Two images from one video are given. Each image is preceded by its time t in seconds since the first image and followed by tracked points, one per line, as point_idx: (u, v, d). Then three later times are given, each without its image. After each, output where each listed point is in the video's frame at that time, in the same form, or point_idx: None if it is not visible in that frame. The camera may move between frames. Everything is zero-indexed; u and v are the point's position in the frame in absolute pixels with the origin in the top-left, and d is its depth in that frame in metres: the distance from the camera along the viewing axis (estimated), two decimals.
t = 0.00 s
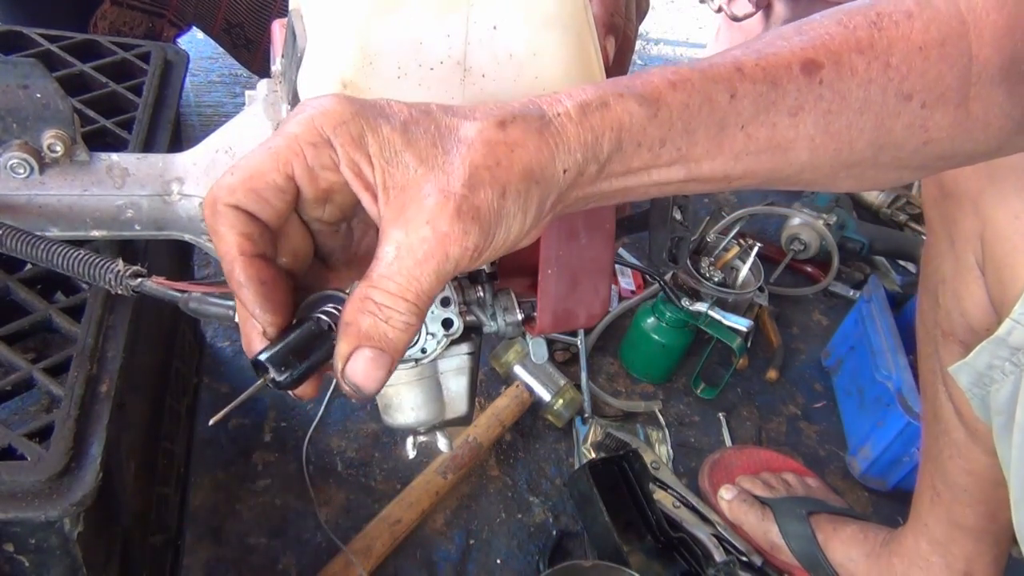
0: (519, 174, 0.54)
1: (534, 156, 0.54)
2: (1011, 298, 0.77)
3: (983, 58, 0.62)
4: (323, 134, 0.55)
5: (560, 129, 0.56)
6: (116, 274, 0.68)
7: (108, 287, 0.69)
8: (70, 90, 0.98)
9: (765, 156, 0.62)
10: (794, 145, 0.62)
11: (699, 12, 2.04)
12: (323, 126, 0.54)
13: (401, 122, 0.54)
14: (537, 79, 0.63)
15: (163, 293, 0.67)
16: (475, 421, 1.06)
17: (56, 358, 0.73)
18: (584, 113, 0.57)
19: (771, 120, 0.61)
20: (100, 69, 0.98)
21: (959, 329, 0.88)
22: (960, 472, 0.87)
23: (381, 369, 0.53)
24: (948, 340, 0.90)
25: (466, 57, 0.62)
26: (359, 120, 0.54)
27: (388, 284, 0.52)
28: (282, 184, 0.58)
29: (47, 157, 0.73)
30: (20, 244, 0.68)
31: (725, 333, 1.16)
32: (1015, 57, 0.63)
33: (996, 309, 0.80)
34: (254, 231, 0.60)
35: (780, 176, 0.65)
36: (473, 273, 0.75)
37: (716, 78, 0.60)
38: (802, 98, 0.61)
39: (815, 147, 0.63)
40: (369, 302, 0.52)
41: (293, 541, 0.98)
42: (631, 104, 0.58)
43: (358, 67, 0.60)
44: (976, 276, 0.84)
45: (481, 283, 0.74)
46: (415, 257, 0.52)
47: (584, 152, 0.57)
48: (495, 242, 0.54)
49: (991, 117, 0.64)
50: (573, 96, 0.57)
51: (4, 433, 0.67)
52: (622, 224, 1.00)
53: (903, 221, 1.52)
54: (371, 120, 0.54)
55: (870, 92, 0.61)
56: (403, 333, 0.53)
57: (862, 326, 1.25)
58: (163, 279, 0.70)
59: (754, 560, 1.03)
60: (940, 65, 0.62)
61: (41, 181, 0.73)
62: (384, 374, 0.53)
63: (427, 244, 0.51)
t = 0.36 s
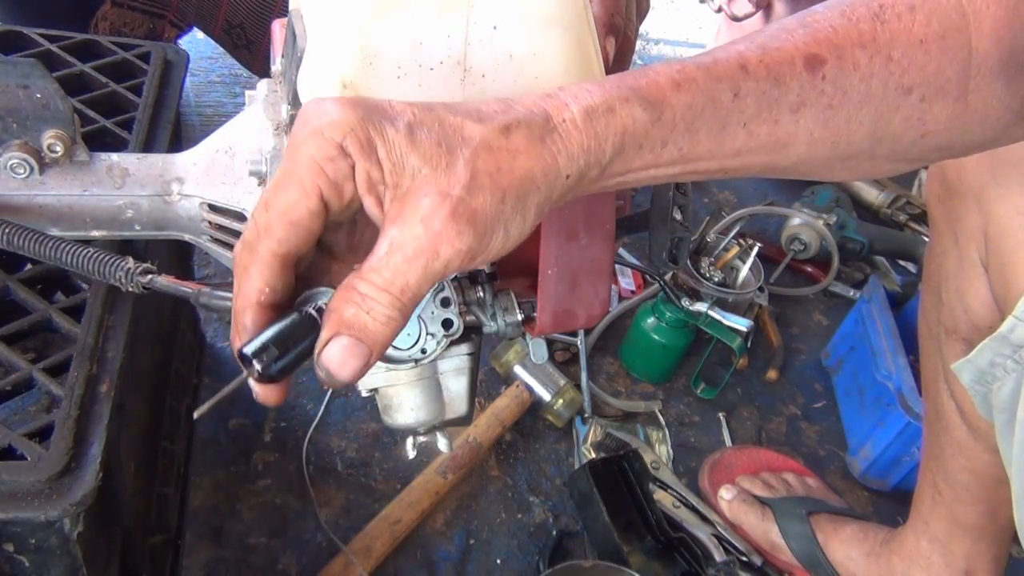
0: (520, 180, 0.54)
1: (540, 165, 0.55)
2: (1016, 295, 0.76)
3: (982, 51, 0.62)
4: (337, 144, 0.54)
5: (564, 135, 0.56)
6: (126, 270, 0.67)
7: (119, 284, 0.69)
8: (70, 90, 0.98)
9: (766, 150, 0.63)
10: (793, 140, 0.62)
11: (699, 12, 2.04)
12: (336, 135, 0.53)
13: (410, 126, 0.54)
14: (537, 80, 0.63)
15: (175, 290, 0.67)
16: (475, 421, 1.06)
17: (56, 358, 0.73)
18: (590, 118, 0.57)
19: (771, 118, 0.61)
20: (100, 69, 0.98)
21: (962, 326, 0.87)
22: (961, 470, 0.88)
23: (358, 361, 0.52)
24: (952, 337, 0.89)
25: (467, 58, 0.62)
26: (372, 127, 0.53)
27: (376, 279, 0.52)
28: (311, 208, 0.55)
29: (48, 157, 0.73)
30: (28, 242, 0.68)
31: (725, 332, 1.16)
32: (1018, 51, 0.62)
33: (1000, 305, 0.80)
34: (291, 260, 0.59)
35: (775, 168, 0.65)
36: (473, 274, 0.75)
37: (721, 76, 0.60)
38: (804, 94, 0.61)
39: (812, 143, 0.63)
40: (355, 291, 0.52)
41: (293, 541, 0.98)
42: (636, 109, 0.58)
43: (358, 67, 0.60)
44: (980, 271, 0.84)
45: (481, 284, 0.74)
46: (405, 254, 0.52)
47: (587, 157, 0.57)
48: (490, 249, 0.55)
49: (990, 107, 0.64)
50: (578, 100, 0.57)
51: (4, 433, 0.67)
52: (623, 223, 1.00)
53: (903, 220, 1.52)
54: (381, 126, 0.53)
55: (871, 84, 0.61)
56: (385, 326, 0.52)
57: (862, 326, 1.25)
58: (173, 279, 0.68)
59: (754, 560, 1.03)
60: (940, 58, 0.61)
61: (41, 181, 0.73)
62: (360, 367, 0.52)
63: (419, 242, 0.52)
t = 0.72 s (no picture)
0: (529, 241, 0.55)
1: (553, 219, 0.55)
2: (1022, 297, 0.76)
3: (1002, 63, 0.62)
4: (345, 216, 0.52)
5: (579, 183, 0.56)
6: (121, 276, 0.68)
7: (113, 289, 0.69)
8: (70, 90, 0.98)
9: (780, 171, 0.64)
10: (807, 161, 0.64)
11: (699, 12, 2.04)
12: (344, 206, 0.51)
13: (420, 191, 0.52)
14: (537, 80, 0.63)
15: (168, 296, 0.68)
16: (475, 421, 1.05)
17: (56, 358, 0.73)
18: (606, 164, 0.57)
19: (789, 137, 0.62)
20: (100, 69, 0.98)
21: (968, 325, 0.87)
22: (963, 469, 0.88)
23: (349, 413, 0.53)
24: (957, 336, 0.89)
25: (467, 57, 0.62)
26: (382, 194, 0.52)
27: (373, 335, 0.52)
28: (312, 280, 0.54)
29: (47, 157, 0.73)
30: (24, 245, 0.69)
31: (725, 333, 1.15)
32: None
33: (1010, 304, 0.80)
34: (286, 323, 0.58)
35: (789, 184, 0.67)
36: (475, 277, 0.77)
37: (738, 103, 0.60)
38: (822, 115, 0.62)
39: (827, 161, 0.64)
40: (352, 343, 0.52)
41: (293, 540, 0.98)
42: (651, 147, 0.59)
43: (358, 68, 0.60)
44: (988, 272, 0.84)
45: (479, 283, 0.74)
46: (407, 318, 0.52)
47: (600, 203, 0.58)
48: (491, 312, 0.56)
49: (1004, 126, 0.65)
50: (595, 145, 0.57)
51: (4, 433, 0.67)
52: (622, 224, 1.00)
53: (903, 221, 1.52)
54: (391, 193, 0.52)
55: (889, 102, 0.62)
56: (377, 381, 0.53)
57: (862, 326, 1.24)
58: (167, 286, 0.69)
59: (754, 560, 1.03)
60: (960, 73, 0.62)
61: (41, 181, 0.73)
62: (349, 418, 0.53)
63: (423, 309, 0.52)
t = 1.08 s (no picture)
0: (532, 232, 0.55)
1: (554, 213, 0.56)
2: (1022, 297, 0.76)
3: (1001, 53, 0.63)
4: (358, 210, 0.52)
5: (578, 177, 0.57)
6: (122, 275, 0.68)
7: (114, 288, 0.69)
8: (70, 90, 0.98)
9: (777, 162, 0.65)
10: (805, 151, 0.64)
11: (699, 12, 2.04)
12: (358, 201, 0.52)
13: (427, 183, 0.53)
14: (537, 80, 0.63)
15: (171, 294, 0.68)
16: (475, 421, 1.05)
17: (56, 358, 0.73)
18: (604, 159, 0.57)
19: (789, 132, 0.62)
20: (100, 69, 0.98)
21: (969, 325, 0.87)
22: (963, 469, 0.88)
23: (362, 399, 0.54)
24: (958, 336, 0.89)
25: (466, 58, 0.62)
26: (392, 191, 0.52)
27: (384, 323, 0.53)
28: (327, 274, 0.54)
29: (47, 157, 0.73)
30: (25, 245, 0.69)
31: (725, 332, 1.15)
32: None
33: (1011, 304, 0.80)
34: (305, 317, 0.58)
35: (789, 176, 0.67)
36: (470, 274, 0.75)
37: (734, 96, 0.60)
38: (822, 108, 0.62)
39: (825, 153, 0.65)
40: (362, 329, 0.54)
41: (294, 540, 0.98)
42: (648, 142, 0.59)
43: (358, 69, 0.60)
44: (989, 272, 0.84)
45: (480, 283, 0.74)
46: (414, 304, 0.53)
47: (599, 196, 0.58)
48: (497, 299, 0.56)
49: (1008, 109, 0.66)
50: (594, 139, 0.57)
51: (4, 433, 0.67)
52: (623, 225, 1.00)
53: (903, 220, 1.52)
54: (400, 185, 0.52)
55: (889, 94, 0.62)
56: (388, 367, 0.55)
57: (862, 326, 1.25)
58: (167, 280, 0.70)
59: (754, 560, 1.03)
60: (959, 62, 0.62)
61: (41, 181, 0.73)
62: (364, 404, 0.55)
63: (429, 295, 0.52)
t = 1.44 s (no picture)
0: (549, 163, 0.50)
1: (563, 156, 0.50)
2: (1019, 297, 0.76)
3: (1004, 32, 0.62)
4: (370, 126, 0.49)
5: (588, 118, 0.50)
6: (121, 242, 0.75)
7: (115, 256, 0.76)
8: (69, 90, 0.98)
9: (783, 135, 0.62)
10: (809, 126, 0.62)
11: (699, 12, 2.04)
12: (368, 118, 0.49)
13: (441, 104, 0.48)
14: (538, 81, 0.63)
15: (172, 254, 0.76)
16: (475, 421, 1.05)
17: (56, 358, 0.73)
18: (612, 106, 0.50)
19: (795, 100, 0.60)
20: (100, 69, 0.98)
21: (965, 326, 0.87)
22: (962, 469, 0.88)
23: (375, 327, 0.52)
24: (956, 337, 0.89)
25: (467, 58, 0.61)
26: (408, 102, 0.48)
27: (395, 251, 0.49)
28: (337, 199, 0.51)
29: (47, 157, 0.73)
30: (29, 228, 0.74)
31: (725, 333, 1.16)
32: None
33: (1006, 305, 0.80)
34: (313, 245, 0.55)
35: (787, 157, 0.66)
36: (473, 274, 0.75)
37: (747, 48, 0.50)
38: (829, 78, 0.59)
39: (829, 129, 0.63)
40: (374, 258, 0.51)
41: (293, 541, 0.98)
42: (659, 92, 0.50)
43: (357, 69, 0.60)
44: (983, 274, 0.84)
45: (481, 284, 0.74)
46: (426, 234, 0.49)
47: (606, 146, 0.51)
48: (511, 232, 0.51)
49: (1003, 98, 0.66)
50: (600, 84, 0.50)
51: (4, 433, 0.67)
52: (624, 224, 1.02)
53: (903, 221, 1.52)
54: (414, 106, 0.48)
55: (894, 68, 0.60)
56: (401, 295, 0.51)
57: (862, 326, 1.25)
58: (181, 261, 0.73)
59: (754, 559, 1.03)
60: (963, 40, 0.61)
61: (41, 181, 0.73)
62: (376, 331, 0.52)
63: (441, 222, 0.48)
